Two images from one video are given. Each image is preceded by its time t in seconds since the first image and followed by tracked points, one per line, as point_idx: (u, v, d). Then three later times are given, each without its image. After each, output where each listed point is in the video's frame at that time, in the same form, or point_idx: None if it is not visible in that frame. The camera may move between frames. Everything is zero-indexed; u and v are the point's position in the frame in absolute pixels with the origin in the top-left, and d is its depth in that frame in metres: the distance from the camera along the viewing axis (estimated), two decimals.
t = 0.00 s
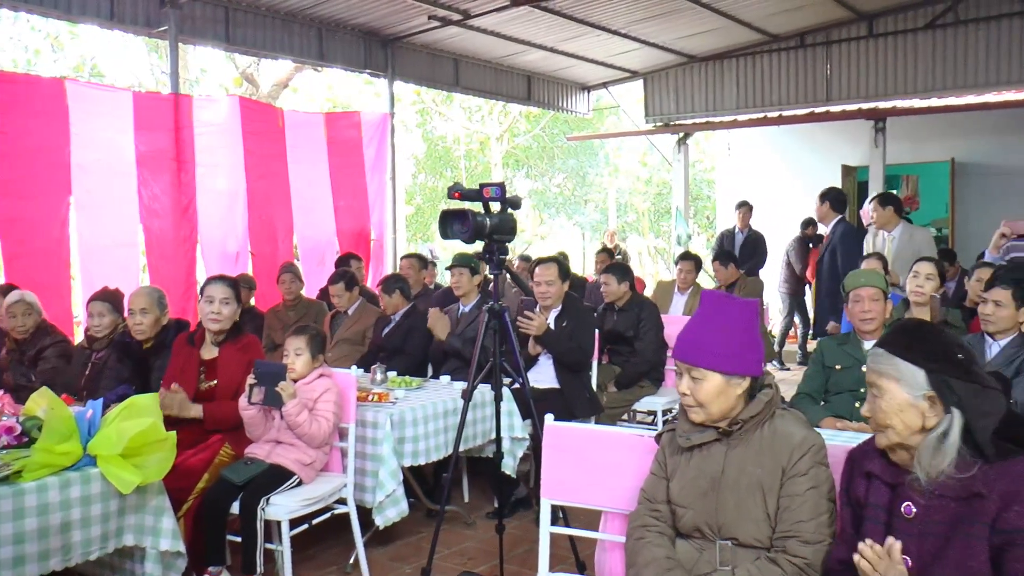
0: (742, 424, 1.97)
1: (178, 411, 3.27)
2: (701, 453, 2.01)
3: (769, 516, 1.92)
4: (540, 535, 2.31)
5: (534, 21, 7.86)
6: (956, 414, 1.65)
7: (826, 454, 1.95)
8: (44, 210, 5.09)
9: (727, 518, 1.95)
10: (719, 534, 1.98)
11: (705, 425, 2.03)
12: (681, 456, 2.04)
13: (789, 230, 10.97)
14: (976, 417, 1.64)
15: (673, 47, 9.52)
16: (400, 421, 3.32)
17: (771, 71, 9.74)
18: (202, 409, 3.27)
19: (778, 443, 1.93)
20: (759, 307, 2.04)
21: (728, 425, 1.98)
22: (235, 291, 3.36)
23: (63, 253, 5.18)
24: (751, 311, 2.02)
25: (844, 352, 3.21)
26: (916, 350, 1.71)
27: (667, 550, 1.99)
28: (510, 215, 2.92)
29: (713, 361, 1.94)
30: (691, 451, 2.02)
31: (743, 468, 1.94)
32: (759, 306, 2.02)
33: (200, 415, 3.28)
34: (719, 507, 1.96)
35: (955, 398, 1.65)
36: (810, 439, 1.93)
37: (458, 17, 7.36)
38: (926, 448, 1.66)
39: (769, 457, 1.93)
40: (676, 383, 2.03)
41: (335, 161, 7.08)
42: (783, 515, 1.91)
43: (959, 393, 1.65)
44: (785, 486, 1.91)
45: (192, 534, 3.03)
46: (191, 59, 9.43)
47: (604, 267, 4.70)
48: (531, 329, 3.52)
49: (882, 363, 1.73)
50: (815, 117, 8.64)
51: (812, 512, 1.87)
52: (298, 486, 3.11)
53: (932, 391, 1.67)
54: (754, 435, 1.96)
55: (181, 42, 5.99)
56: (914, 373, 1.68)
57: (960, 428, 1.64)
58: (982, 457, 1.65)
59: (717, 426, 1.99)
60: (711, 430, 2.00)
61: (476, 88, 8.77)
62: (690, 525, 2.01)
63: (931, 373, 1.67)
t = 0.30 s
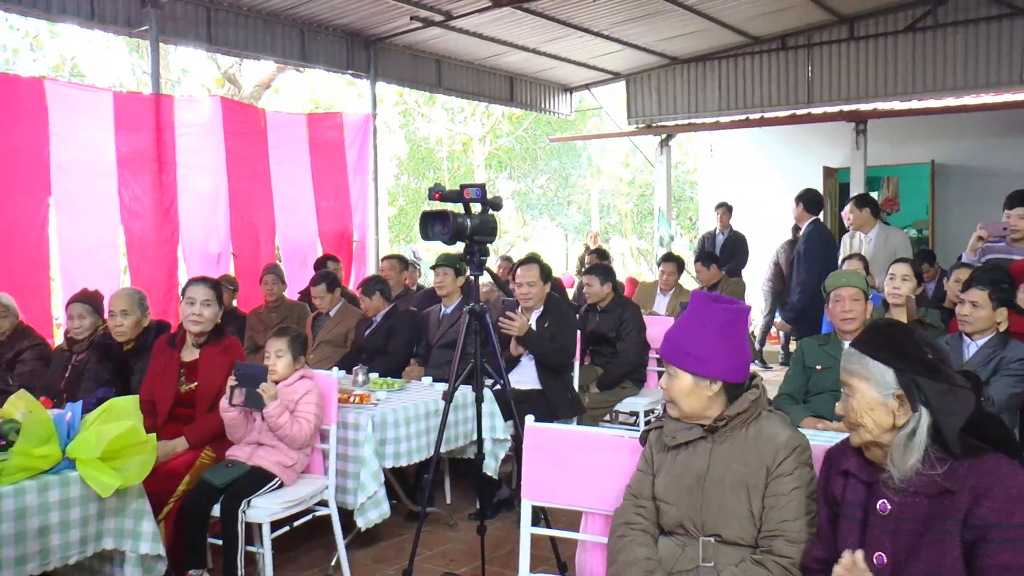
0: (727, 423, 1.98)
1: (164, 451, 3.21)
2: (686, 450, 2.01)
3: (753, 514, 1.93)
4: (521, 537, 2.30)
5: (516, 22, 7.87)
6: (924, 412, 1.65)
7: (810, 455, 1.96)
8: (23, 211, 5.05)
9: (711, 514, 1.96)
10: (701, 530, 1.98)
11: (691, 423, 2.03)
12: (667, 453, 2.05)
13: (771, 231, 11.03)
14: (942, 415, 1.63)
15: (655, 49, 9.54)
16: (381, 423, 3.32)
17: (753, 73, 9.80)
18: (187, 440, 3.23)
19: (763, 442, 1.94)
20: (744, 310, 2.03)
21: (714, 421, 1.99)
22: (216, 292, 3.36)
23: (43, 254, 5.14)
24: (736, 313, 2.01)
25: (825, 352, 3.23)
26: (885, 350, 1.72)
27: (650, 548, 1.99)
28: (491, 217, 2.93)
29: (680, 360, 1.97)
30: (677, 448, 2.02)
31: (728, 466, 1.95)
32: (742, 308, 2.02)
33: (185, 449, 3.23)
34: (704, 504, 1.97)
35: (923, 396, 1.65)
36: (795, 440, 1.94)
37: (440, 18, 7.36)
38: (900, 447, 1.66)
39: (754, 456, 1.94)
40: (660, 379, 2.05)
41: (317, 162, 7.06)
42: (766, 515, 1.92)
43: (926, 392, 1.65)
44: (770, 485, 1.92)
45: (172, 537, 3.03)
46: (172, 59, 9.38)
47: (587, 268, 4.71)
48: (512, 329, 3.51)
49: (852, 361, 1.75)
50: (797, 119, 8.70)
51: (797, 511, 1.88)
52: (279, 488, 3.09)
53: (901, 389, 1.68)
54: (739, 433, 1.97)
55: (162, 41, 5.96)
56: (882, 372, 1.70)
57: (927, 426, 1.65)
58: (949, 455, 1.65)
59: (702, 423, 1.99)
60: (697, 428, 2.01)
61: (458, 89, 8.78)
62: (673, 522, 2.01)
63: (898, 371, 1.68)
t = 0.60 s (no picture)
0: (713, 420, 1.99)
1: (144, 453, 3.20)
2: (671, 447, 2.03)
3: (736, 512, 1.94)
4: (501, 537, 2.30)
5: (497, 22, 7.87)
6: (919, 409, 1.64)
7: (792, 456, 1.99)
8: None
9: (694, 511, 1.97)
10: (684, 527, 1.99)
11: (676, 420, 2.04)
12: (652, 450, 2.06)
13: (751, 232, 11.10)
14: (936, 409, 1.63)
15: (635, 50, 9.58)
16: (361, 424, 3.31)
17: (733, 75, 9.86)
18: (166, 442, 3.21)
19: (747, 441, 1.96)
20: (734, 311, 2.04)
21: (699, 418, 2.00)
22: (193, 292, 3.33)
23: (20, 255, 5.09)
24: (726, 314, 2.02)
25: (803, 353, 3.26)
26: (878, 348, 1.69)
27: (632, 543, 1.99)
28: (471, 217, 2.94)
29: (667, 356, 1.98)
30: (662, 446, 2.03)
31: (713, 463, 1.96)
32: (731, 310, 2.03)
33: (164, 450, 3.22)
34: (688, 501, 1.98)
35: (919, 392, 1.64)
36: (778, 440, 1.96)
37: (421, 19, 7.36)
38: (886, 444, 1.65)
39: (738, 453, 1.95)
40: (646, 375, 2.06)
41: (297, 162, 7.04)
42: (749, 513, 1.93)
43: (922, 388, 1.64)
44: (753, 483, 1.93)
45: (150, 540, 2.99)
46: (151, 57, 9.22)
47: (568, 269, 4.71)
48: (492, 329, 3.52)
49: (844, 361, 1.69)
50: (777, 121, 8.76)
51: (779, 509, 1.90)
52: (258, 489, 3.08)
53: (896, 387, 1.65)
54: (724, 431, 1.99)
55: (141, 40, 5.91)
56: (876, 370, 1.66)
57: (921, 422, 1.63)
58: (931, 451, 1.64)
59: (688, 420, 2.00)
60: (682, 425, 2.02)
61: (439, 89, 8.77)
62: (656, 518, 2.02)
63: (894, 369, 1.65)
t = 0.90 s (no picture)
0: (692, 420, 2.01)
1: (116, 454, 3.16)
2: (650, 447, 2.04)
3: (713, 512, 1.96)
4: (475, 538, 2.29)
5: (473, 22, 7.87)
6: (897, 410, 1.67)
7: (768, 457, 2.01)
8: None
9: (672, 511, 1.99)
10: (660, 526, 2.01)
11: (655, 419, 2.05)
12: (630, 449, 2.07)
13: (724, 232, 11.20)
14: (912, 411, 1.65)
15: (610, 51, 9.61)
16: (336, 425, 3.30)
17: (707, 77, 9.95)
18: (139, 444, 3.18)
19: (725, 442, 1.98)
20: (715, 314, 2.07)
21: (679, 418, 2.02)
22: (163, 291, 3.30)
23: None
24: (707, 316, 2.05)
25: (777, 353, 3.29)
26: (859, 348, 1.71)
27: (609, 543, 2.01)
28: (446, 217, 2.93)
29: (648, 355, 2.00)
30: (641, 445, 2.05)
31: (691, 463, 1.98)
32: (712, 312, 2.06)
33: (137, 451, 3.19)
34: (665, 501, 2.00)
35: (898, 393, 1.67)
36: (756, 441, 1.99)
37: (397, 18, 7.34)
38: (862, 443, 1.67)
39: (716, 454, 1.97)
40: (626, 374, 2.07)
41: (272, 162, 6.99)
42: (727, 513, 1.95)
43: (900, 390, 1.67)
44: (731, 484, 1.95)
45: (122, 542, 2.95)
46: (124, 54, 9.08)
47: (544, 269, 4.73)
48: (468, 329, 3.53)
49: (823, 359, 1.71)
50: (750, 122, 8.84)
51: (755, 509, 1.92)
52: (233, 491, 3.05)
53: (875, 387, 1.67)
54: (702, 431, 2.01)
55: (114, 38, 5.84)
56: (857, 370, 1.68)
57: (899, 423, 1.66)
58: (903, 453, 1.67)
59: (666, 419, 2.02)
60: (661, 425, 2.03)
61: (415, 89, 8.76)
62: (633, 518, 2.03)
63: (873, 369, 1.68)
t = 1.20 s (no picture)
0: (667, 419, 2.03)
1: (88, 456, 3.11)
2: (625, 446, 2.06)
3: (689, 510, 1.98)
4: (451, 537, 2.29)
5: (448, 22, 7.87)
6: (874, 411, 1.69)
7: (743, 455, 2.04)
8: None
9: (647, 510, 2.00)
10: (636, 525, 2.03)
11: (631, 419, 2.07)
12: (606, 448, 2.09)
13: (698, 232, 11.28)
14: (891, 411, 1.68)
15: (585, 51, 9.65)
16: (311, 425, 3.29)
17: (681, 78, 10.03)
18: (112, 445, 3.14)
19: (700, 441, 2.00)
20: (691, 314, 2.09)
21: (655, 418, 2.04)
22: (134, 291, 3.27)
23: None
24: (684, 315, 2.07)
25: (752, 352, 3.33)
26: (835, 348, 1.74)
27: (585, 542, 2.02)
28: (420, 217, 2.93)
29: (624, 355, 2.02)
30: (616, 444, 2.07)
31: (667, 462, 2.00)
32: (689, 312, 2.08)
33: (111, 453, 3.15)
34: (641, 499, 2.02)
35: (875, 394, 1.69)
36: (730, 439, 2.01)
37: (372, 17, 7.32)
38: (838, 443, 1.70)
39: (692, 452, 1.99)
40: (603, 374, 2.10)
41: (247, 161, 6.94)
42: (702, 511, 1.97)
43: (878, 390, 1.69)
44: (706, 482, 1.98)
45: (94, 544, 2.91)
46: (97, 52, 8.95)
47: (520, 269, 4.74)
48: (442, 329, 3.53)
49: (801, 359, 1.74)
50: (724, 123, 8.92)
51: (729, 507, 1.94)
52: (207, 493, 3.02)
53: (853, 387, 1.70)
54: (677, 431, 2.03)
55: (85, 35, 5.77)
56: (835, 370, 1.70)
57: (876, 423, 1.69)
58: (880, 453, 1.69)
59: (641, 419, 2.05)
60: (636, 425, 2.05)
61: (389, 88, 8.73)
62: (608, 517, 2.05)
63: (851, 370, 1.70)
